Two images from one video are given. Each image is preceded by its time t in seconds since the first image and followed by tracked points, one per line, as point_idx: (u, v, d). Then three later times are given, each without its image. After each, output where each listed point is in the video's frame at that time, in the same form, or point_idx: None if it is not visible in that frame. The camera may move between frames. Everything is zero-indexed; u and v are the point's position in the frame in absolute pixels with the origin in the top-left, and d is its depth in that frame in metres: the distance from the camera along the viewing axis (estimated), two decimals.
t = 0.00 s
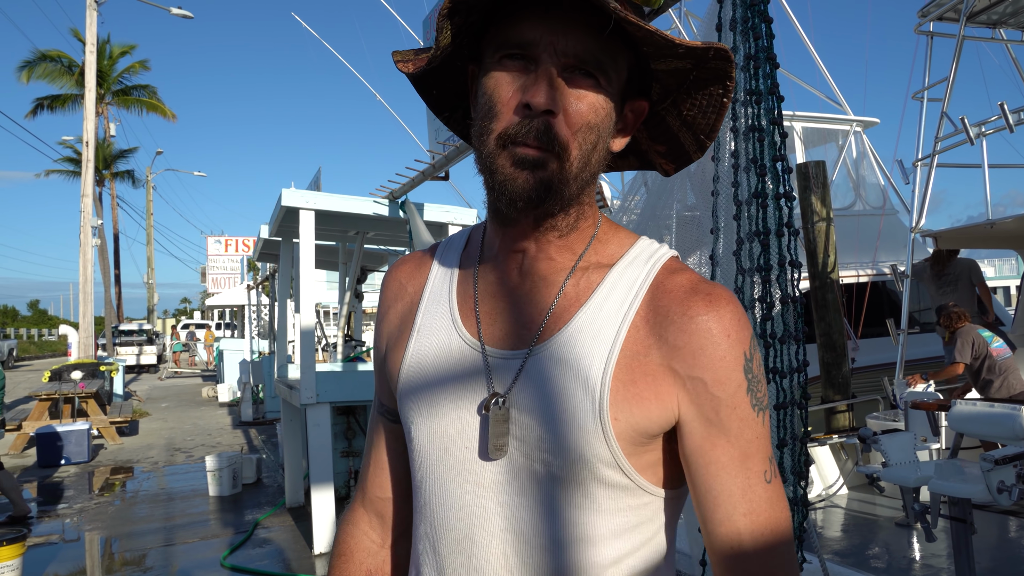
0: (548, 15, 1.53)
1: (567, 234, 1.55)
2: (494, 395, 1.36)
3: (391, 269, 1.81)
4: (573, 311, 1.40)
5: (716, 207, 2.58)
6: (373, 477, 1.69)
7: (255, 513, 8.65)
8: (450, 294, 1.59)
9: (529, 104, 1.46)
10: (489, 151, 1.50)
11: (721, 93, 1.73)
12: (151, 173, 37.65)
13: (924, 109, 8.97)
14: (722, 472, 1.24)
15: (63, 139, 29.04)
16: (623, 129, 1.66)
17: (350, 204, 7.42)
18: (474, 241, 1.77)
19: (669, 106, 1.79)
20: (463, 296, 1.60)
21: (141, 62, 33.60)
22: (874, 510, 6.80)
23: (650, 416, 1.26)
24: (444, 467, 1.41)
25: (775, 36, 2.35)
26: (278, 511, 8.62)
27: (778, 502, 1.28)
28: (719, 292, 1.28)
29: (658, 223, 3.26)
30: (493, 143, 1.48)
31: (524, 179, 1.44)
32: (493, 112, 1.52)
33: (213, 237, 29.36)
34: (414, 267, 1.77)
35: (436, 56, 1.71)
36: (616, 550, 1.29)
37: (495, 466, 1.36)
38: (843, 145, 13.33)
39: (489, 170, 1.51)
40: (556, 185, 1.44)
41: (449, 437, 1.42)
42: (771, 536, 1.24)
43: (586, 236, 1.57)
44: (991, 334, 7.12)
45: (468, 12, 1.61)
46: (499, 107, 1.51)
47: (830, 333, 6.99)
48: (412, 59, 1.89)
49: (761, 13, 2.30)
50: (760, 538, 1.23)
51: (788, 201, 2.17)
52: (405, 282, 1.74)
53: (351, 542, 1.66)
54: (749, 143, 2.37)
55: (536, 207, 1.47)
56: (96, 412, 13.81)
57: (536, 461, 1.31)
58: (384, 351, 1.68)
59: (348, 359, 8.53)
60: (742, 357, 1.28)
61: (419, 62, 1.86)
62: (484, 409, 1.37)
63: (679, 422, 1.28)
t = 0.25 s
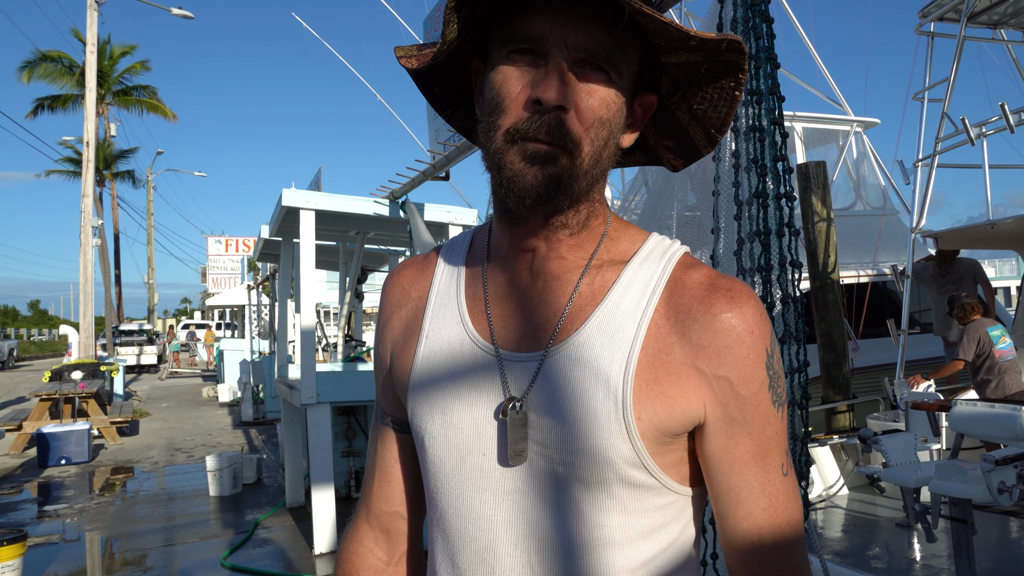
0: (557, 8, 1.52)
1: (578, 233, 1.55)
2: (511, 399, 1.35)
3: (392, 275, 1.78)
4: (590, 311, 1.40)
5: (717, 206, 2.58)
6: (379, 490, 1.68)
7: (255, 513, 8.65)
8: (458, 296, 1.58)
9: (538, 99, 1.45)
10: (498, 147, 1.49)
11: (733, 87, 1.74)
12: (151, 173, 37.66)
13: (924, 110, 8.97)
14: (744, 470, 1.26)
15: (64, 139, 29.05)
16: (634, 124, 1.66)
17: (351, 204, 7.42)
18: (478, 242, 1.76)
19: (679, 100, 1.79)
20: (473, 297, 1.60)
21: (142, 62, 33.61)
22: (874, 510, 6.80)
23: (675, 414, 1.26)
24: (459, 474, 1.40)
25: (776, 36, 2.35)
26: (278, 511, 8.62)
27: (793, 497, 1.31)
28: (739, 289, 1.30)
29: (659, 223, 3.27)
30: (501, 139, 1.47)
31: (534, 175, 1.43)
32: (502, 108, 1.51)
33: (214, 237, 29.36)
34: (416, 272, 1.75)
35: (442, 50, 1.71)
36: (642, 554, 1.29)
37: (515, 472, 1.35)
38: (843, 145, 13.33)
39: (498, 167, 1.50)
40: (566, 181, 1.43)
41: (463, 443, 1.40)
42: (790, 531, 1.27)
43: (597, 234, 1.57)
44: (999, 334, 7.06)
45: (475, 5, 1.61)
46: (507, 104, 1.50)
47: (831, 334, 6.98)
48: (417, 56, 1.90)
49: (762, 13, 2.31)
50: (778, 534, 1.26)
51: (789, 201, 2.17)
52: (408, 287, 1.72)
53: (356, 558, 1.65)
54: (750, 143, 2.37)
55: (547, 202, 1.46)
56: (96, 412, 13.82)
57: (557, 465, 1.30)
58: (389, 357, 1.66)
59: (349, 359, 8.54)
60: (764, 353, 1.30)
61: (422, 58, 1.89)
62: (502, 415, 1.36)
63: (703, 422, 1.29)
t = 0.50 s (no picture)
0: (560, 6, 1.52)
1: (581, 233, 1.55)
2: (522, 401, 1.35)
3: (391, 281, 1.76)
4: (598, 309, 1.41)
5: (718, 207, 2.58)
6: (382, 503, 1.66)
7: (255, 514, 8.65)
8: (462, 300, 1.57)
9: (543, 97, 1.45)
10: (502, 146, 1.48)
11: (732, 84, 1.74)
12: (151, 173, 37.66)
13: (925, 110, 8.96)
14: (750, 464, 1.26)
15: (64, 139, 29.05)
16: (635, 122, 1.66)
17: (351, 204, 7.42)
18: (477, 247, 1.74)
19: (678, 99, 1.79)
20: (477, 300, 1.58)
21: (142, 63, 33.62)
22: (875, 511, 6.79)
23: (687, 408, 1.26)
24: (470, 479, 1.39)
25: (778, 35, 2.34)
26: (278, 512, 8.62)
27: (798, 493, 1.31)
28: (745, 282, 1.31)
29: (660, 223, 3.27)
30: (505, 138, 1.47)
31: (540, 172, 1.42)
32: (504, 107, 1.50)
33: (214, 237, 29.37)
34: (414, 279, 1.73)
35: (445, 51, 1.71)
36: (658, 553, 1.28)
37: (527, 474, 1.35)
38: (844, 145, 13.32)
39: (501, 167, 1.48)
40: (571, 179, 1.43)
41: (472, 447, 1.39)
42: (796, 527, 1.28)
43: (601, 234, 1.57)
44: (1003, 335, 7.05)
45: (479, 4, 1.59)
46: (510, 102, 1.49)
47: (831, 334, 6.97)
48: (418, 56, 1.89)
49: (763, 14, 2.30)
50: (787, 530, 1.27)
51: (790, 202, 2.17)
52: (408, 294, 1.70)
53: (363, 570, 1.65)
54: (750, 143, 2.38)
55: (552, 200, 1.45)
56: (97, 412, 13.82)
57: (570, 465, 1.30)
58: (391, 365, 1.64)
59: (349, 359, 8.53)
60: (771, 346, 1.31)
61: (424, 59, 1.88)
62: (512, 417, 1.36)
63: (713, 416, 1.28)
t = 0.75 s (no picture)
0: (548, 4, 1.52)
1: (575, 230, 1.55)
2: (517, 397, 1.35)
3: (388, 282, 1.77)
4: (593, 304, 1.40)
5: (719, 205, 2.58)
6: (380, 503, 1.67)
7: (255, 513, 8.65)
8: (457, 298, 1.57)
9: (531, 94, 1.45)
10: (492, 144, 1.49)
11: (724, 78, 1.74)
12: (151, 173, 37.63)
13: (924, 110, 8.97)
14: (746, 459, 1.24)
15: (64, 139, 29.03)
16: (627, 118, 1.65)
17: (351, 204, 7.41)
18: (473, 246, 1.75)
19: (672, 94, 1.79)
20: (473, 300, 1.59)
21: (142, 62, 33.57)
22: (874, 510, 6.80)
23: (680, 402, 1.25)
24: (468, 475, 1.39)
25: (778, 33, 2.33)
26: (278, 511, 8.61)
27: (795, 490, 1.30)
28: (740, 276, 1.31)
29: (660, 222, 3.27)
30: (495, 136, 1.47)
31: (530, 171, 1.42)
32: (493, 106, 1.50)
33: (213, 236, 29.36)
34: (411, 280, 1.74)
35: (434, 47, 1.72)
36: (655, 549, 1.28)
37: (523, 470, 1.35)
38: (843, 145, 13.32)
39: (492, 165, 1.49)
40: (562, 176, 1.43)
41: (470, 444, 1.40)
42: (791, 526, 1.26)
43: (595, 231, 1.57)
44: (1004, 336, 7.05)
45: (466, 4, 1.61)
46: (500, 100, 1.50)
47: (831, 334, 6.97)
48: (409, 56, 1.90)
49: (764, 12, 2.29)
50: (782, 527, 1.25)
51: (791, 200, 2.17)
52: (404, 294, 1.71)
53: (360, 568, 1.65)
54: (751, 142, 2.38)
55: (544, 203, 1.46)
56: (97, 412, 13.81)
57: (566, 460, 1.31)
58: (388, 365, 1.65)
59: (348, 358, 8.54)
60: (765, 339, 1.30)
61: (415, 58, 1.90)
62: (509, 413, 1.36)
63: (707, 410, 1.27)
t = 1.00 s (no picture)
0: (549, 3, 1.51)
1: (567, 224, 1.55)
2: (502, 393, 1.36)
3: (382, 276, 1.80)
4: (577, 301, 1.39)
5: (719, 203, 2.57)
6: (373, 492, 1.68)
7: (254, 511, 8.65)
8: (449, 293, 1.58)
9: (534, 93, 1.44)
10: (491, 141, 1.48)
11: (714, 74, 1.75)
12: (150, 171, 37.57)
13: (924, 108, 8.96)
14: (718, 457, 1.23)
15: (63, 136, 28.97)
16: (617, 113, 1.66)
17: (350, 202, 7.40)
18: (467, 241, 1.76)
19: (660, 90, 1.79)
20: (464, 294, 1.59)
21: (141, 59, 33.51)
22: (873, 508, 6.80)
23: (656, 399, 1.25)
24: (453, 469, 1.40)
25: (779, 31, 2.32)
26: (277, 509, 8.61)
27: (772, 490, 1.27)
28: (722, 273, 1.28)
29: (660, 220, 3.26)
30: (496, 134, 1.47)
31: (533, 167, 1.42)
32: (493, 104, 1.50)
33: (212, 234, 29.34)
34: (405, 273, 1.76)
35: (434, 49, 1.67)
36: (634, 545, 1.28)
37: (506, 466, 1.35)
38: (843, 144, 13.32)
39: (491, 162, 1.49)
40: (563, 173, 1.43)
41: (455, 440, 1.40)
42: (763, 529, 1.24)
43: (584, 226, 1.56)
44: (1003, 335, 7.03)
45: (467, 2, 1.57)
46: (500, 99, 1.50)
47: (830, 332, 6.97)
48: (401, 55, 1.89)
49: (764, 10, 2.29)
50: (750, 532, 1.23)
51: (791, 199, 2.17)
52: (398, 288, 1.73)
53: (353, 558, 1.66)
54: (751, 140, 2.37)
55: (546, 199, 1.46)
56: (96, 410, 13.81)
57: (548, 457, 1.30)
58: (381, 359, 1.66)
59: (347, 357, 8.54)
60: (745, 338, 1.28)
61: (407, 57, 1.89)
62: (493, 408, 1.36)
63: (683, 407, 1.26)
